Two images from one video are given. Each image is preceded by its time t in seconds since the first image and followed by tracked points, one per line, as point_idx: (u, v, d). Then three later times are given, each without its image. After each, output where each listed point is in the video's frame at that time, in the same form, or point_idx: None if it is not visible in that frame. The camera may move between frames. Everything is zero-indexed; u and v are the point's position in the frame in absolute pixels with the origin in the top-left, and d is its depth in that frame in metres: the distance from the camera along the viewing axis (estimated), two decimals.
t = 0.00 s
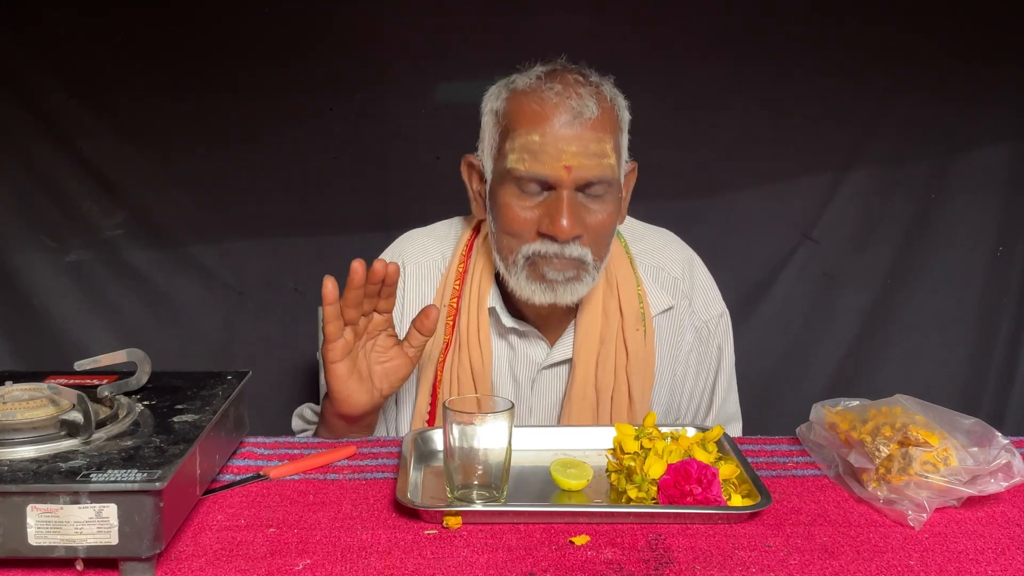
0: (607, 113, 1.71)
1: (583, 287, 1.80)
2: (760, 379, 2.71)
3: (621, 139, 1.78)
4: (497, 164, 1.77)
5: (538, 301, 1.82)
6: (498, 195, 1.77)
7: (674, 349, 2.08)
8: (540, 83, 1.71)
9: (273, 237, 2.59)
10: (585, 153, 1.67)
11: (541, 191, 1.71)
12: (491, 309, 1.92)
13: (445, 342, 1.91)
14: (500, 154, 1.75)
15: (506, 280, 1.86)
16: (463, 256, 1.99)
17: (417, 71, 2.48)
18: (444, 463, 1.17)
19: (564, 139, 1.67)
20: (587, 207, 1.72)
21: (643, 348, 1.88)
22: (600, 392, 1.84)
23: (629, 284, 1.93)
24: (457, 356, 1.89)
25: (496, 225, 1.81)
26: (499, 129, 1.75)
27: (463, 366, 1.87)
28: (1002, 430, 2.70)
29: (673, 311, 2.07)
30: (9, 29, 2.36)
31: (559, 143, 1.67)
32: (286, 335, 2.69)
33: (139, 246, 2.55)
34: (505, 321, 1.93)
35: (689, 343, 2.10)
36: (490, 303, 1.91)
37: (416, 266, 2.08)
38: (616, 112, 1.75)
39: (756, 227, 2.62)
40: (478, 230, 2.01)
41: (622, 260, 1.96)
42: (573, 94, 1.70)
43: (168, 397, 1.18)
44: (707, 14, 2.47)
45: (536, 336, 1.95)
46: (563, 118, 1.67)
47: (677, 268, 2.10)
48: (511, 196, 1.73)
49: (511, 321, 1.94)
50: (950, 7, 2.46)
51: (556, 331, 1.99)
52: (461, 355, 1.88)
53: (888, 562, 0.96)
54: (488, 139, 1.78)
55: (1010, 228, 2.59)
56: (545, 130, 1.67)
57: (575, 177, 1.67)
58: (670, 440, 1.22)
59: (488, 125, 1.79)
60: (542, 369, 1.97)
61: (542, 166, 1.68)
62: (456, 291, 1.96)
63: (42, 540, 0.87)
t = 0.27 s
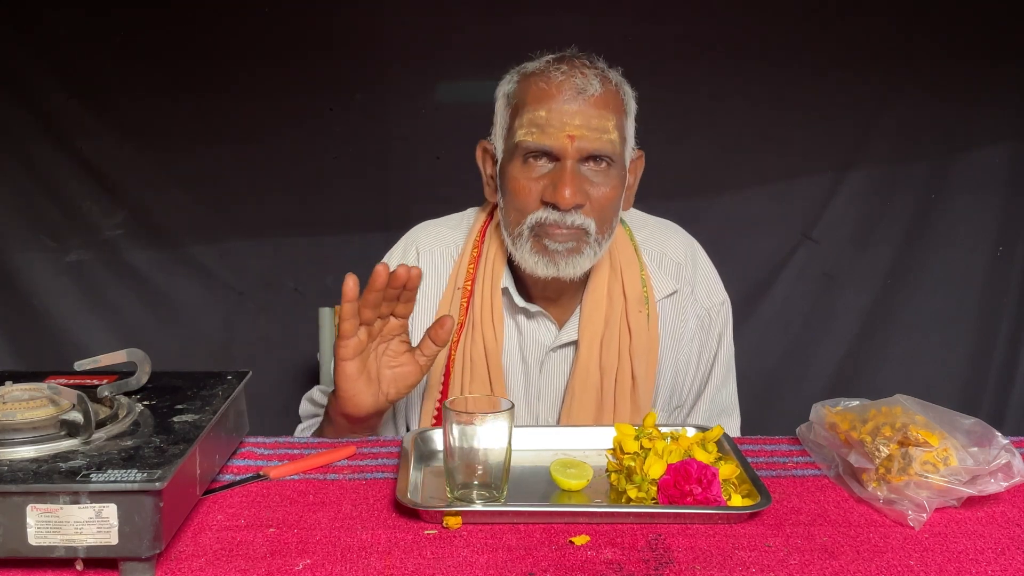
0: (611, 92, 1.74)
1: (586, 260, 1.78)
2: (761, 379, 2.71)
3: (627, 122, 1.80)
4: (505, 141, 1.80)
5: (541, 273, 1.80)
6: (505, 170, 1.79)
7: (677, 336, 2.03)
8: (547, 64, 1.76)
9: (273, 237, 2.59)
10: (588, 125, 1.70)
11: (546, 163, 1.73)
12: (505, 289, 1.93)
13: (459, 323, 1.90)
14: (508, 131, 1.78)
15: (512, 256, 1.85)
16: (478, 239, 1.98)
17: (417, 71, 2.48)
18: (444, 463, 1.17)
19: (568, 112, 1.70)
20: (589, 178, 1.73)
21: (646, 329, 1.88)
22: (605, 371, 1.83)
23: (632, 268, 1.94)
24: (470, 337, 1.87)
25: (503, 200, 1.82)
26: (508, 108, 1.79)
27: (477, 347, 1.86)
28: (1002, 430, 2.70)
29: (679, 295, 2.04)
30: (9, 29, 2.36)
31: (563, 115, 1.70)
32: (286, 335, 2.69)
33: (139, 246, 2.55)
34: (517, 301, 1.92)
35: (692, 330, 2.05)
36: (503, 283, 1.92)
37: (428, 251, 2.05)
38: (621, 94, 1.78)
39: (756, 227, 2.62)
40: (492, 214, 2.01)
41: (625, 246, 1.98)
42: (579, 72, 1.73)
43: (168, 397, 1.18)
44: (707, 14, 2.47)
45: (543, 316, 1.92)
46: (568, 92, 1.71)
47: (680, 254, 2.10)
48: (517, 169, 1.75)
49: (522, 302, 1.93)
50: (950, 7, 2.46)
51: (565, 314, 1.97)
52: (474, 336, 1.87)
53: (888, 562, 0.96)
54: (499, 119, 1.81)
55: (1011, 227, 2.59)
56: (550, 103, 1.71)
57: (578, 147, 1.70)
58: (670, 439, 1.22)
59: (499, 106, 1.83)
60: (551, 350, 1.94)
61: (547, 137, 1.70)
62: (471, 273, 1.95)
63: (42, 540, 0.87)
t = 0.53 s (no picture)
0: (610, 86, 1.75)
1: (587, 251, 1.77)
2: (761, 379, 2.71)
3: (626, 116, 1.81)
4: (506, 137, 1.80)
5: (543, 266, 1.79)
6: (506, 165, 1.79)
7: (676, 327, 2.00)
8: (547, 60, 1.77)
9: (273, 237, 2.60)
10: (587, 118, 1.71)
11: (546, 156, 1.73)
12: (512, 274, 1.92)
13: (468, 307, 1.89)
14: (510, 127, 1.78)
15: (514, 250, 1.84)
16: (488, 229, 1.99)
17: (417, 72, 2.48)
18: (444, 463, 1.17)
19: (567, 105, 1.71)
20: (589, 170, 1.73)
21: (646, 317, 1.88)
22: (606, 356, 1.83)
23: (633, 259, 1.95)
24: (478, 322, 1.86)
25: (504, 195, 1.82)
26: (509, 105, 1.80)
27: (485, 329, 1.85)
28: (1002, 430, 2.70)
29: (678, 287, 2.02)
30: (9, 30, 2.36)
31: (562, 108, 1.71)
32: (287, 335, 2.69)
33: (139, 246, 2.55)
34: (524, 286, 1.90)
35: (691, 321, 2.02)
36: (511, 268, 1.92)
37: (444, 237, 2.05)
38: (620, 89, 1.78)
39: (756, 227, 2.62)
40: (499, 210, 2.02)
41: (626, 238, 1.99)
42: (578, 68, 1.74)
43: (168, 397, 1.18)
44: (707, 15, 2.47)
45: (547, 302, 1.91)
46: (566, 86, 1.72)
47: (679, 247, 2.09)
48: (518, 163, 1.75)
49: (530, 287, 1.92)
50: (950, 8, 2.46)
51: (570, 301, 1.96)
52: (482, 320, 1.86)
53: (888, 562, 0.96)
54: (502, 117, 1.82)
55: (1011, 227, 2.59)
56: (549, 98, 1.72)
57: (577, 139, 1.70)
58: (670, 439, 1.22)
59: (501, 103, 1.83)
60: (554, 336, 1.92)
61: (546, 130, 1.71)
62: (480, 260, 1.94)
63: (42, 540, 0.87)
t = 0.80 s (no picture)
0: (600, 83, 1.76)
1: (584, 247, 1.76)
2: (762, 379, 2.71)
3: (618, 113, 1.81)
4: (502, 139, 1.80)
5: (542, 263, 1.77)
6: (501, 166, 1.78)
7: (673, 323, 2.00)
8: (539, 62, 1.77)
9: (273, 237, 2.60)
10: (578, 113, 1.71)
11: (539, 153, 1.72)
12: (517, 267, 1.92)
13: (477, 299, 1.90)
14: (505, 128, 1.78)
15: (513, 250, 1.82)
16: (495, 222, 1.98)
17: (417, 72, 2.48)
18: (444, 463, 1.16)
19: (558, 101, 1.71)
20: (582, 165, 1.72)
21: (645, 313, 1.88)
22: (605, 351, 1.83)
23: (632, 256, 1.95)
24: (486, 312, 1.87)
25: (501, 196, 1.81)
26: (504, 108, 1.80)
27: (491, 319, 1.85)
28: (1002, 430, 2.70)
29: (677, 284, 2.02)
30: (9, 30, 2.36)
31: (554, 105, 1.71)
32: (287, 335, 2.69)
33: (139, 246, 2.55)
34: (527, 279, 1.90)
35: (689, 317, 2.02)
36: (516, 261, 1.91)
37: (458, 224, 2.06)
38: (611, 86, 1.79)
39: (756, 227, 2.62)
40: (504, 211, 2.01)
41: (625, 235, 1.99)
42: (568, 67, 1.75)
43: (168, 397, 1.18)
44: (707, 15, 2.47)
45: (549, 296, 1.91)
46: (557, 83, 1.72)
47: (677, 245, 2.09)
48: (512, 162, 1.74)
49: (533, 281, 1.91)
50: (950, 8, 2.46)
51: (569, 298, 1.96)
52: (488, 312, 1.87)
53: (888, 562, 0.96)
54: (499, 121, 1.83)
55: (1011, 227, 2.59)
56: (541, 95, 1.72)
57: (570, 134, 1.70)
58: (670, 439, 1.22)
59: (498, 108, 1.84)
60: (552, 331, 1.92)
61: (538, 126, 1.71)
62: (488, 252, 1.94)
63: (42, 540, 0.87)
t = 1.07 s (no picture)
0: (600, 76, 1.80)
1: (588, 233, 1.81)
2: (762, 378, 2.71)
3: (618, 105, 1.86)
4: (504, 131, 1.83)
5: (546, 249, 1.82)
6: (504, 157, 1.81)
7: (674, 320, 2.00)
8: (539, 56, 1.81)
9: (273, 237, 2.59)
10: (579, 104, 1.75)
11: (542, 143, 1.75)
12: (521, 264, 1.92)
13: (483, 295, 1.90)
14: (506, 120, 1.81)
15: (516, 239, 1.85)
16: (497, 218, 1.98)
17: (416, 72, 2.48)
18: (444, 463, 1.16)
19: (559, 93, 1.75)
20: (585, 155, 1.77)
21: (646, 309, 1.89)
22: (606, 346, 1.84)
23: (633, 252, 1.96)
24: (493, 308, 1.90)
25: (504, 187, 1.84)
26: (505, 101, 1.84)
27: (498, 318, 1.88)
28: (1002, 430, 2.70)
29: (678, 280, 2.03)
30: (9, 30, 2.36)
31: (555, 97, 1.74)
32: (287, 335, 2.69)
33: (139, 246, 2.55)
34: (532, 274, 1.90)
35: (691, 315, 2.02)
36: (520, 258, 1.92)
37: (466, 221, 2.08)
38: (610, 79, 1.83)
39: (756, 227, 2.62)
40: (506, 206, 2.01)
41: (627, 233, 1.99)
42: (568, 60, 1.79)
43: (168, 397, 1.18)
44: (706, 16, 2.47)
45: (552, 292, 1.90)
46: (558, 76, 1.76)
47: (678, 243, 2.10)
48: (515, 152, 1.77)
49: (536, 275, 1.91)
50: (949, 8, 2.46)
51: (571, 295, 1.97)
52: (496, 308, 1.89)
53: (888, 562, 0.96)
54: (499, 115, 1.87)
55: (1011, 227, 2.59)
56: (542, 88, 1.76)
57: (571, 124, 1.74)
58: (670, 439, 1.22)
59: (499, 103, 1.88)
60: (556, 326, 1.93)
61: (540, 118, 1.74)
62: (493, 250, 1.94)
63: (42, 540, 0.87)
